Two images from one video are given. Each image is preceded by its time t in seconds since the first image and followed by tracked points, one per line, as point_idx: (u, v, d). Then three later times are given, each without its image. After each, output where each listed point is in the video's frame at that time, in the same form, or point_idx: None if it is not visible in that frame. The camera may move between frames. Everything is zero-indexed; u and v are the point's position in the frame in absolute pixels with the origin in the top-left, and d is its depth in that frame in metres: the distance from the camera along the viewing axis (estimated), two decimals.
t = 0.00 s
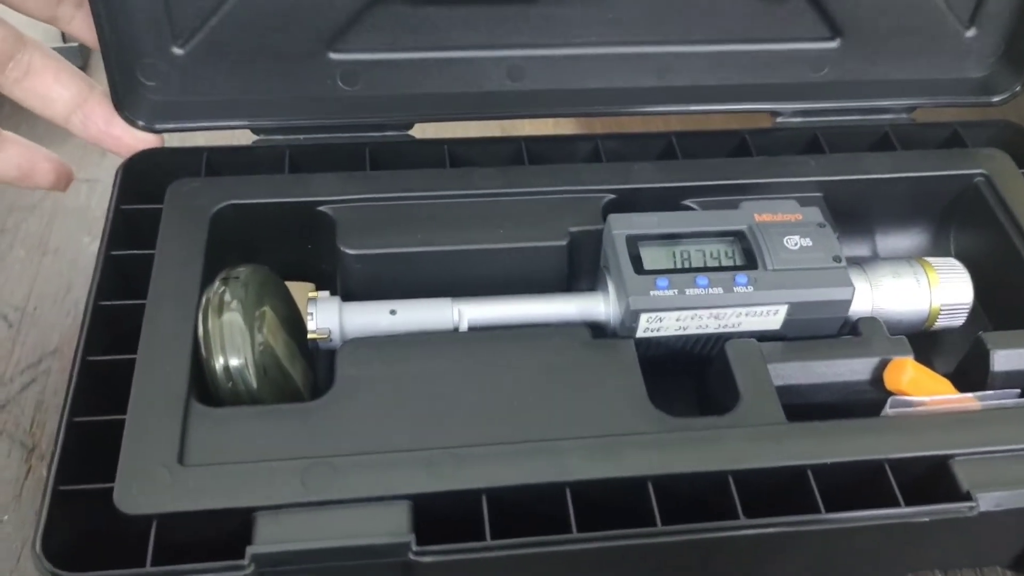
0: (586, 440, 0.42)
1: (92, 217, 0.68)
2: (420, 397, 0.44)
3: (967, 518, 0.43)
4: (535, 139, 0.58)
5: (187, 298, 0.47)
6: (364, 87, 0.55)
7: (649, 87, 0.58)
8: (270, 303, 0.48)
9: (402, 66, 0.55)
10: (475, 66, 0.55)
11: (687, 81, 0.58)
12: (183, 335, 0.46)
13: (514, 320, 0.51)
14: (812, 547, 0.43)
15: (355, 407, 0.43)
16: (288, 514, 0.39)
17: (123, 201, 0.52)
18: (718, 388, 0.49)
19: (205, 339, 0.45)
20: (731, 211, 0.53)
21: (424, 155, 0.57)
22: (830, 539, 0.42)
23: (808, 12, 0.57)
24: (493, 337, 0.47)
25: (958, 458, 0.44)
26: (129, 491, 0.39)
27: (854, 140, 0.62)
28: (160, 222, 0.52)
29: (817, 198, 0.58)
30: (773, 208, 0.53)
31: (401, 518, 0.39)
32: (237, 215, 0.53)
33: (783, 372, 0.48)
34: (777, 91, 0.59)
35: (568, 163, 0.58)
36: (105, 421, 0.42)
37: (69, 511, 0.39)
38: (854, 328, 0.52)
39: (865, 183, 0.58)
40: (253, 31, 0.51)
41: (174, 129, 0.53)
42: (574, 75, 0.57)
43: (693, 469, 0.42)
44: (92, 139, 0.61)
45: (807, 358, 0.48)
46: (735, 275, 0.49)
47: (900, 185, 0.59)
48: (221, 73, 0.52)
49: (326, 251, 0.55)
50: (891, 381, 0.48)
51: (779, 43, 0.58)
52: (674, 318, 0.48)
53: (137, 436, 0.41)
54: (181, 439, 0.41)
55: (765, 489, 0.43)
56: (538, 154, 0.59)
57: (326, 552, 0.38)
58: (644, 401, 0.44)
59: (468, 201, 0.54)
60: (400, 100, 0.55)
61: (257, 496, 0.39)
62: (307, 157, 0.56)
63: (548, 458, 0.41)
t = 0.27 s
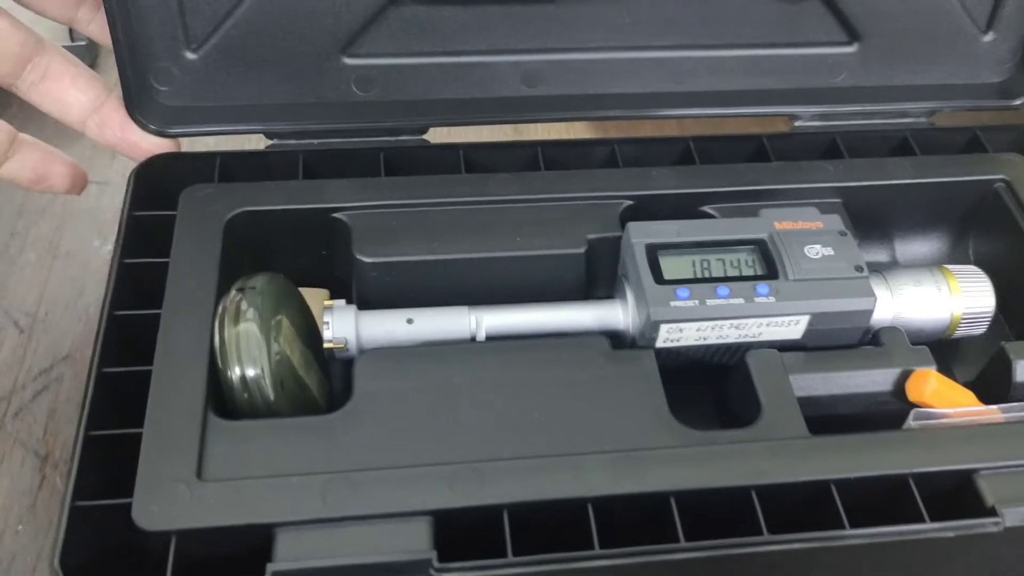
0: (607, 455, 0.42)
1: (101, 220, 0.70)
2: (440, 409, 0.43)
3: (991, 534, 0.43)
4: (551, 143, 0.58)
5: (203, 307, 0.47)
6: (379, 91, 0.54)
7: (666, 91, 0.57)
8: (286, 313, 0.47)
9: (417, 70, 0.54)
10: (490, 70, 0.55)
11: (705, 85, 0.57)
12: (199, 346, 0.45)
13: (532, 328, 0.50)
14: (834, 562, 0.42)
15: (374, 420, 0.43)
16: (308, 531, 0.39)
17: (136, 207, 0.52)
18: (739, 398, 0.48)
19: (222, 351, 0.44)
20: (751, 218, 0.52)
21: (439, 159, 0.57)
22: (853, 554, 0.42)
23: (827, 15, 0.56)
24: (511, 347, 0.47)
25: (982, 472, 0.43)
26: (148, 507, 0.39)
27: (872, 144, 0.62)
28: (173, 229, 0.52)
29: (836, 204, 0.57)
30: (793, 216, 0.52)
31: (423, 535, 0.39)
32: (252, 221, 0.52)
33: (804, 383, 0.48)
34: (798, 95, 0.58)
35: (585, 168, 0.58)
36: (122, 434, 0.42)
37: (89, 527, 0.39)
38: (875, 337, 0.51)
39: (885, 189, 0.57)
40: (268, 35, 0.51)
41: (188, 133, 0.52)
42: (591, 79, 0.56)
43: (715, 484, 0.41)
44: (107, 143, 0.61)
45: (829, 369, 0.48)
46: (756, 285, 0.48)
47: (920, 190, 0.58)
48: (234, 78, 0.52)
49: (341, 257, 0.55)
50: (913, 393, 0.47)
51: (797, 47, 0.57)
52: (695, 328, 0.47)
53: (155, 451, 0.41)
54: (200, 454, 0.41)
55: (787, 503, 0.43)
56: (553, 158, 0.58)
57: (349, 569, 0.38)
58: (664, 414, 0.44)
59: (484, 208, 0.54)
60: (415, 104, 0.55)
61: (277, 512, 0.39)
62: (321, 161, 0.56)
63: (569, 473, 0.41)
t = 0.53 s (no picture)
0: (622, 468, 0.41)
1: (103, 220, 0.70)
2: (451, 420, 0.43)
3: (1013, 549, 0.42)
4: (563, 145, 0.57)
5: (209, 314, 0.46)
6: (388, 92, 0.53)
7: (679, 93, 0.56)
8: (294, 319, 0.46)
9: (426, 72, 0.53)
10: (500, 72, 0.54)
11: (719, 87, 0.56)
12: (206, 354, 0.44)
13: (544, 335, 0.49)
14: None
15: (384, 432, 0.42)
16: (319, 546, 0.38)
17: (140, 210, 0.51)
18: (754, 407, 0.48)
19: (229, 359, 0.43)
20: (766, 224, 0.51)
21: (448, 162, 0.56)
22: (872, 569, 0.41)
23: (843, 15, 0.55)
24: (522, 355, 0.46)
25: (1004, 486, 0.43)
26: (155, 522, 0.38)
27: (888, 146, 0.61)
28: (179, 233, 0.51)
29: (852, 207, 0.56)
30: (809, 222, 0.51)
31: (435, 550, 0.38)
32: (258, 226, 0.51)
33: (821, 393, 0.47)
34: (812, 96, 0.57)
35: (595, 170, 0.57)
36: (128, 446, 0.41)
37: (94, 542, 0.38)
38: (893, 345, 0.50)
39: (902, 192, 0.56)
40: (275, 35, 0.50)
41: (195, 135, 0.51)
42: (603, 81, 0.55)
43: (732, 499, 0.41)
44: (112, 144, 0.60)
45: (847, 379, 0.47)
46: (773, 293, 0.47)
47: (938, 194, 0.57)
48: (240, 79, 0.51)
49: (348, 262, 0.54)
50: (933, 403, 0.47)
51: (813, 47, 0.56)
52: (710, 337, 0.46)
53: (162, 464, 0.40)
54: (207, 467, 0.40)
55: (805, 517, 0.42)
56: (565, 160, 0.57)
57: None
58: (680, 426, 0.43)
59: (494, 212, 0.53)
60: (423, 106, 0.54)
61: (287, 528, 0.38)
62: (328, 164, 0.55)
63: (584, 487, 0.40)
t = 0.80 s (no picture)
0: (623, 476, 0.40)
1: (95, 217, 0.69)
2: (449, 427, 0.42)
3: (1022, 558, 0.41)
4: (564, 141, 0.56)
5: (203, 317, 0.45)
6: (385, 89, 0.52)
7: (682, 90, 0.55)
8: (289, 322, 0.45)
9: (423, 69, 0.52)
10: (499, 68, 0.52)
11: (722, 83, 0.55)
12: (198, 359, 0.43)
13: (544, 337, 0.49)
14: None
15: (380, 439, 0.41)
16: (313, 556, 0.37)
17: (132, 210, 0.50)
18: (759, 412, 0.47)
19: (221, 363, 0.42)
20: (772, 224, 0.50)
21: (446, 159, 0.55)
22: None
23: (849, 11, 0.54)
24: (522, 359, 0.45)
25: (1013, 494, 0.42)
26: (147, 532, 0.37)
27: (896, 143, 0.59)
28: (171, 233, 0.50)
29: (858, 206, 0.55)
30: (815, 222, 0.50)
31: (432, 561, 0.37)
32: (253, 225, 0.50)
33: (827, 398, 0.46)
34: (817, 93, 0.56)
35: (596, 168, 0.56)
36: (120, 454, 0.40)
37: (84, 552, 0.37)
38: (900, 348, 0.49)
39: (909, 191, 0.55)
40: (270, 31, 0.49)
41: (188, 132, 0.50)
42: (604, 77, 0.54)
43: (736, 507, 0.40)
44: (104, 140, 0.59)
45: (853, 383, 0.46)
46: (778, 295, 0.46)
47: (946, 192, 0.56)
48: (234, 76, 0.50)
49: (345, 262, 0.53)
50: (941, 408, 0.46)
51: (819, 43, 0.55)
52: (714, 340, 0.45)
53: (154, 472, 0.39)
54: (200, 475, 0.39)
55: (810, 525, 0.42)
56: (567, 157, 0.56)
57: None
58: (682, 432, 0.42)
59: (493, 211, 0.52)
60: (421, 103, 0.53)
61: (281, 538, 0.37)
62: (324, 161, 0.53)
63: (584, 496, 0.40)
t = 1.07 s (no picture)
0: (624, 484, 0.40)
1: (89, 216, 0.69)
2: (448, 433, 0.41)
3: None
4: (564, 140, 0.55)
5: (197, 320, 0.44)
6: (383, 88, 0.51)
7: (686, 89, 0.54)
8: (284, 326, 0.45)
9: (421, 68, 0.51)
10: (498, 66, 0.52)
11: (727, 81, 0.54)
12: (193, 364, 0.43)
13: (544, 339, 0.48)
14: None
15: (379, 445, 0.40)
16: (310, 567, 0.37)
17: (125, 211, 0.49)
18: (761, 416, 0.46)
19: (215, 368, 0.42)
20: (775, 225, 0.49)
21: (444, 159, 0.54)
22: None
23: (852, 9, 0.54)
24: (523, 364, 0.44)
25: (1020, 501, 0.41)
26: (140, 542, 0.37)
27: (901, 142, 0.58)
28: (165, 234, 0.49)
29: (863, 206, 0.54)
30: (819, 223, 0.50)
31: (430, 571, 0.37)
32: (248, 226, 0.50)
33: (831, 402, 0.45)
34: (825, 88, 0.55)
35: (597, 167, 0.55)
36: (113, 461, 0.40)
37: (77, 562, 0.37)
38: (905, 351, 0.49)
39: (914, 191, 0.54)
40: (267, 30, 0.48)
41: (180, 130, 0.49)
42: (606, 76, 0.53)
43: (739, 515, 0.39)
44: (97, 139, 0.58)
45: (857, 387, 0.45)
46: (782, 299, 0.46)
47: (951, 192, 0.55)
48: (229, 77, 0.49)
49: (341, 262, 0.52)
50: (946, 412, 0.45)
51: (822, 42, 0.54)
52: (716, 344, 0.45)
53: (148, 480, 0.39)
54: (194, 483, 0.39)
55: (814, 533, 0.41)
56: (567, 156, 0.55)
57: None
58: (685, 438, 0.42)
59: (492, 212, 0.51)
60: (418, 102, 0.52)
61: (277, 548, 0.37)
62: (320, 161, 0.53)
63: (585, 504, 0.39)
